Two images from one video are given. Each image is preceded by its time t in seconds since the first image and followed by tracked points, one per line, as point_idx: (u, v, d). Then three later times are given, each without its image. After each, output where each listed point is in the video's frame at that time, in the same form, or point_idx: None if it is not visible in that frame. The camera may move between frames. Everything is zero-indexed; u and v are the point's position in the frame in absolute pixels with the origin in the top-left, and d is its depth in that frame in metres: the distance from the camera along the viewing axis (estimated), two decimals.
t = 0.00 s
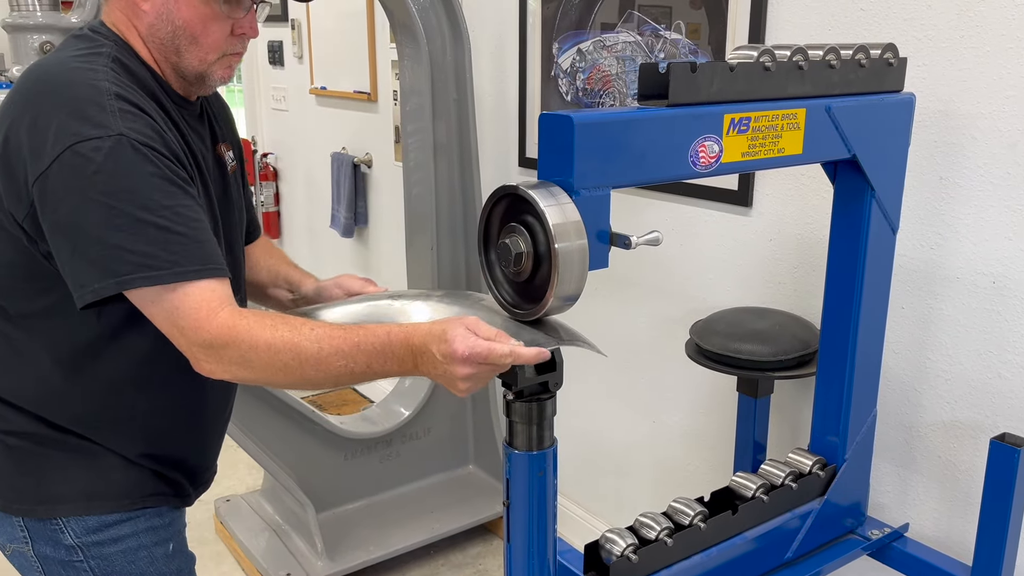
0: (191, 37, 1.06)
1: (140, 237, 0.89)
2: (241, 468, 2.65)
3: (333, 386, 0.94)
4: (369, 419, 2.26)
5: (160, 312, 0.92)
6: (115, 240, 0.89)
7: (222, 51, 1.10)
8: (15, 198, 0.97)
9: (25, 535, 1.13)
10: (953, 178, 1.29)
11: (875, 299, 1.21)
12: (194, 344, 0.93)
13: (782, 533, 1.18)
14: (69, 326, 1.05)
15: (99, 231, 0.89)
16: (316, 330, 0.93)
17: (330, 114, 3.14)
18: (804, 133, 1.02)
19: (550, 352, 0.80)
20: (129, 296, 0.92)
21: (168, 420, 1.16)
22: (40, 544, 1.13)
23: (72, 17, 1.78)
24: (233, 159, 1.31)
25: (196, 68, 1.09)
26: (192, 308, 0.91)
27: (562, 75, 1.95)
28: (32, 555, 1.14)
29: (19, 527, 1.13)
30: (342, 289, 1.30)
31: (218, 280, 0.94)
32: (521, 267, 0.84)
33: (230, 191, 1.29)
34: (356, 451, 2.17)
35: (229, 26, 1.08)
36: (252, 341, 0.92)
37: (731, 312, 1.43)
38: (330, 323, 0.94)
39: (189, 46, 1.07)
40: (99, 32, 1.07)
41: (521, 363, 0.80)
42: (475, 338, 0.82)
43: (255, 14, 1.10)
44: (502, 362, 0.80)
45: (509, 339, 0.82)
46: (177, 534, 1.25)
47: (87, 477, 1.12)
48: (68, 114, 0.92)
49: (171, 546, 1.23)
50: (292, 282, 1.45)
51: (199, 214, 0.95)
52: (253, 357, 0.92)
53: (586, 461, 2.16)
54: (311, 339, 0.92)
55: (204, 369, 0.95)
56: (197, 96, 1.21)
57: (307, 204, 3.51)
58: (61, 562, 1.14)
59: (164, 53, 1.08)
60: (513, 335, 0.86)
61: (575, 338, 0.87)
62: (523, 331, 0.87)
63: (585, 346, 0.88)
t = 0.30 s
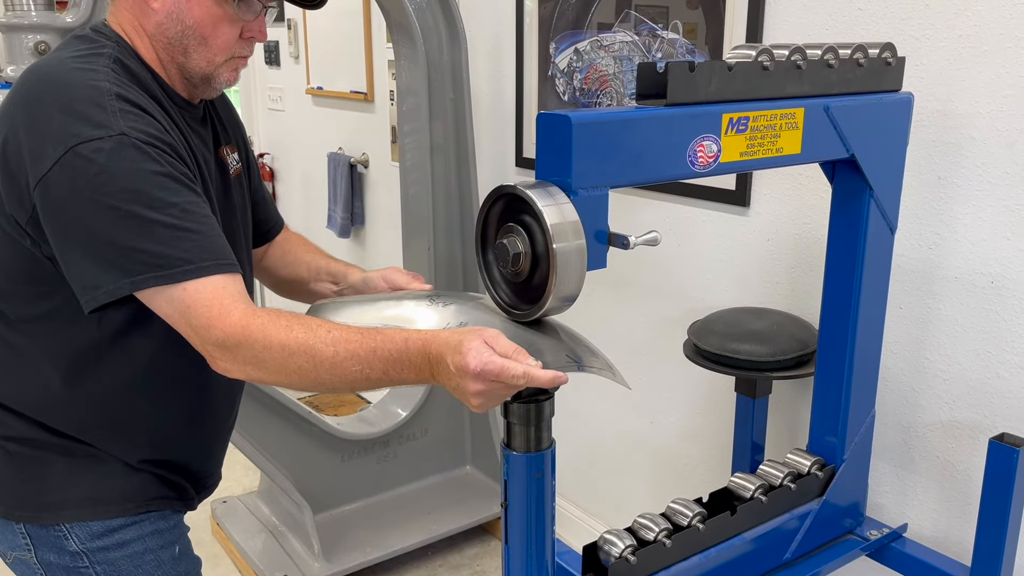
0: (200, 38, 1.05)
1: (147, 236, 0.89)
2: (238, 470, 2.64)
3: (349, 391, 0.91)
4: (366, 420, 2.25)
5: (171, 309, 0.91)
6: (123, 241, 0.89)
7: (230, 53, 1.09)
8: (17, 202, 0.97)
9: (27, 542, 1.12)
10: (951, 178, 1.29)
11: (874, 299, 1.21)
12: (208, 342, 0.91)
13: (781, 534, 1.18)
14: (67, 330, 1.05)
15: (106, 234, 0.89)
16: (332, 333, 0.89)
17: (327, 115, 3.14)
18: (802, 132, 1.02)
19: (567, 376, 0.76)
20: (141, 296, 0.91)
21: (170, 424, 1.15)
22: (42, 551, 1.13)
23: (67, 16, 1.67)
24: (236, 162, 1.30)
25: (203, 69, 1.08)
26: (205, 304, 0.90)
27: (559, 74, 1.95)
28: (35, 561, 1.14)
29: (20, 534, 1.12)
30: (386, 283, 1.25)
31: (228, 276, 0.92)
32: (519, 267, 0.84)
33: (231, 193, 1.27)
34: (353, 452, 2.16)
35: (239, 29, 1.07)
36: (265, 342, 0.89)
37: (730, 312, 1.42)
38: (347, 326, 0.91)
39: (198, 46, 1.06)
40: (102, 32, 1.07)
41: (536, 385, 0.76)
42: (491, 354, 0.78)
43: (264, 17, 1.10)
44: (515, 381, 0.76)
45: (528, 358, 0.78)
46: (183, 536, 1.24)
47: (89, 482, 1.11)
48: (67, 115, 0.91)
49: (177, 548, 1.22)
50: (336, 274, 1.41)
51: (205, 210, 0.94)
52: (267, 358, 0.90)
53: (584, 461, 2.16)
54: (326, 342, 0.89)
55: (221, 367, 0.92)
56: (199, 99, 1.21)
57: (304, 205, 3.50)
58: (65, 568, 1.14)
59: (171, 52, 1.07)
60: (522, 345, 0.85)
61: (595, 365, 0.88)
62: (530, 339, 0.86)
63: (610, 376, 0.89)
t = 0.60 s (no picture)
0: (209, 43, 1.05)
1: (150, 236, 0.88)
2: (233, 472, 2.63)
3: (354, 397, 0.91)
4: (361, 421, 2.26)
5: (176, 309, 0.90)
6: (126, 243, 0.88)
7: (239, 60, 1.09)
8: (19, 206, 0.96)
9: (28, 548, 1.12)
10: (946, 179, 1.29)
11: (869, 300, 1.21)
12: (214, 342, 0.89)
13: (777, 535, 1.18)
14: (66, 333, 1.04)
15: (108, 236, 0.88)
16: (339, 339, 0.90)
17: (322, 115, 3.13)
18: (797, 134, 1.02)
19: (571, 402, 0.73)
20: (145, 297, 0.91)
21: (173, 431, 1.14)
22: (45, 556, 1.12)
23: (62, 17, 1.67)
24: (244, 166, 1.30)
25: (211, 74, 1.08)
26: (210, 303, 0.89)
27: (554, 75, 1.94)
28: (36, 568, 1.14)
29: (22, 541, 1.12)
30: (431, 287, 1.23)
31: (232, 274, 0.91)
32: (514, 269, 0.84)
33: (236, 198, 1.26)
34: (348, 454, 2.16)
35: (248, 36, 1.06)
36: (271, 344, 0.88)
37: (724, 313, 1.42)
38: (355, 332, 0.91)
39: (206, 51, 1.06)
40: (107, 35, 1.06)
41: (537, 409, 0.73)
42: (494, 369, 0.76)
43: (275, 26, 1.10)
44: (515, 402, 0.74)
45: (532, 377, 0.75)
46: (186, 540, 1.24)
47: (89, 488, 1.10)
48: (68, 118, 0.91)
49: (181, 552, 1.22)
50: (377, 272, 1.39)
51: (208, 210, 0.93)
52: (273, 361, 0.89)
53: (579, 462, 2.16)
54: (334, 348, 0.89)
55: (228, 368, 0.92)
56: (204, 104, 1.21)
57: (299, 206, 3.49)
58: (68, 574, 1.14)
59: (179, 55, 1.07)
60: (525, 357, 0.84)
61: (605, 395, 0.86)
62: (534, 352, 0.86)
63: (618, 410, 0.86)
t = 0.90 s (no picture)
0: (224, 47, 1.05)
1: (153, 241, 0.87)
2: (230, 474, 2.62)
3: (357, 406, 0.90)
4: (356, 423, 2.27)
5: (181, 314, 0.89)
6: (129, 248, 0.88)
7: (251, 66, 1.10)
8: (24, 212, 0.96)
9: (33, 555, 1.12)
10: (940, 180, 1.29)
11: (865, 301, 1.21)
12: (217, 348, 0.88)
13: (773, 535, 1.18)
14: (67, 339, 1.04)
15: (112, 241, 0.88)
16: (342, 345, 0.89)
17: (317, 116, 3.13)
18: (792, 134, 1.02)
19: (569, 419, 0.67)
20: (151, 302, 0.90)
21: (178, 438, 1.14)
22: (49, 563, 1.13)
23: (56, 18, 1.68)
24: (255, 172, 1.29)
25: (223, 78, 1.08)
26: (212, 308, 0.88)
27: (549, 76, 1.94)
28: (42, 574, 1.14)
29: (27, 547, 1.12)
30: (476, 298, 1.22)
31: (239, 279, 0.90)
32: (509, 270, 0.84)
33: (245, 203, 1.25)
34: (344, 455, 2.16)
35: (263, 42, 1.08)
36: (273, 351, 0.87)
37: (720, 314, 1.42)
38: (359, 339, 0.90)
39: (220, 55, 1.06)
40: (115, 40, 1.07)
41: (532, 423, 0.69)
42: (493, 377, 0.74)
43: (288, 33, 1.11)
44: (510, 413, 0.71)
45: (531, 389, 0.71)
46: (192, 545, 1.24)
47: (92, 494, 1.10)
48: (70, 123, 0.91)
49: (187, 557, 1.22)
50: (413, 276, 1.38)
51: (212, 214, 0.92)
52: (275, 368, 0.87)
53: (575, 463, 2.16)
54: (336, 354, 0.88)
55: (233, 375, 0.90)
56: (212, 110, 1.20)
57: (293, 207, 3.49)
58: None
59: (192, 59, 1.07)
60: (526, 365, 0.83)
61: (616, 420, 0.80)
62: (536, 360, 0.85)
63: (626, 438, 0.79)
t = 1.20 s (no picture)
0: (240, 51, 1.06)
1: (162, 237, 0.87)
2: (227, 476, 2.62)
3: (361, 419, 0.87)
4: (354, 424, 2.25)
5: (189, 312, 0.87)
6: (136, 245, 0.87)
7: (266, 71, 1.10)
8: (29, 212, 0.96)
9: (36, 559, 1.12)
10: (934, 179, 1.29)
11: (859, 300, 1.22)
12: (226, 342, 0.87)
13: (768, 534, 1.18)
14: (70, 341, 1.03)
15: (120, 240, 0.87)
16: (353, 355, 0.86)
17: (313, 117, 3.13)
18: (786, 134, 1.02)
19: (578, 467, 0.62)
20: (159, 300, 0.89)
21: (185, 441, 1.15)
22: (53, 567, 1.13)
23: (50, 19, 1.68)
24: (268, 177, 1.29)
25: (238, 82, 1.08)
26: (221, 303, 0.86)
27: (545, 77, 1.95)
28: None
29: (30, 551, 1.11)
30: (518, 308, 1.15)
31: (246, 274, 0.88)
32: (503, 271, 0.84)
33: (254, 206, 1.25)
34: (340, 456, 2.16)
35: (278, 47, 1.08)
36: (281, 351, 0.85)
37: (715, 314, 1.42)
38: (372, 349, 0.87)
39: (236, 59, 1.06)
40: (127, 41, 1.07)
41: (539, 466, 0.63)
42: (504, 411, 0.69)
43: (303, 39, 1.12)
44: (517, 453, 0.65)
45: (543, 429, 0.66)
46: (197, 548, 1.25)
47: (95, 498, 1.10)
48: (77, 122, 0.91)
49: (192, 560, 1.23)
50: (445, 277, 1.30)
51: (220, 209, 0.91)
52: (281, 370, 0.85)
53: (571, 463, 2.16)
54: (346, 363, 0.85)
55: (242, 372, 0.88)
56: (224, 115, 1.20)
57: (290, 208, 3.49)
58: None
59: (207, 62, 1.07)
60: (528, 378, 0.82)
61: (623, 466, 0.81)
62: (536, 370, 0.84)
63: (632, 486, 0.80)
